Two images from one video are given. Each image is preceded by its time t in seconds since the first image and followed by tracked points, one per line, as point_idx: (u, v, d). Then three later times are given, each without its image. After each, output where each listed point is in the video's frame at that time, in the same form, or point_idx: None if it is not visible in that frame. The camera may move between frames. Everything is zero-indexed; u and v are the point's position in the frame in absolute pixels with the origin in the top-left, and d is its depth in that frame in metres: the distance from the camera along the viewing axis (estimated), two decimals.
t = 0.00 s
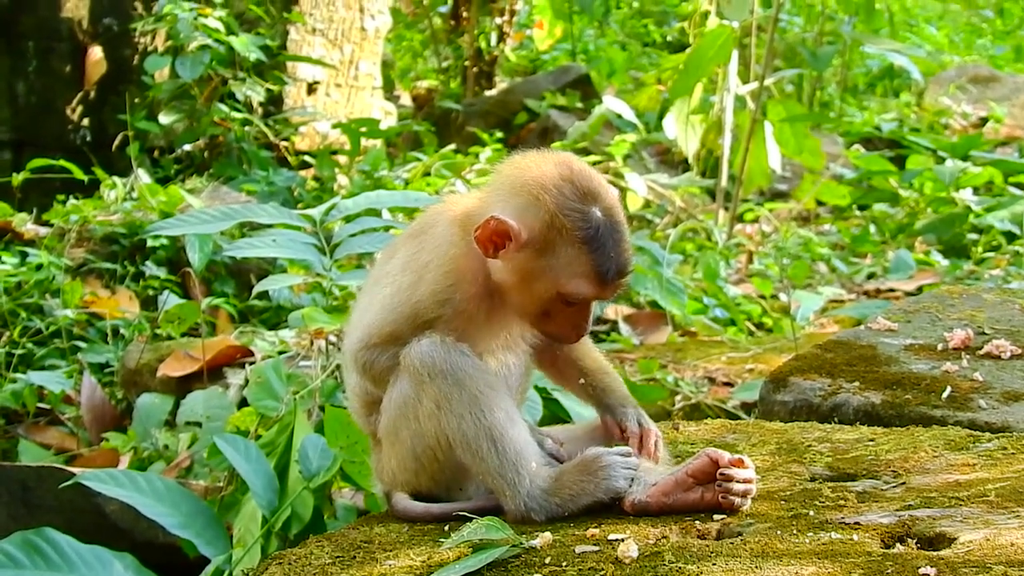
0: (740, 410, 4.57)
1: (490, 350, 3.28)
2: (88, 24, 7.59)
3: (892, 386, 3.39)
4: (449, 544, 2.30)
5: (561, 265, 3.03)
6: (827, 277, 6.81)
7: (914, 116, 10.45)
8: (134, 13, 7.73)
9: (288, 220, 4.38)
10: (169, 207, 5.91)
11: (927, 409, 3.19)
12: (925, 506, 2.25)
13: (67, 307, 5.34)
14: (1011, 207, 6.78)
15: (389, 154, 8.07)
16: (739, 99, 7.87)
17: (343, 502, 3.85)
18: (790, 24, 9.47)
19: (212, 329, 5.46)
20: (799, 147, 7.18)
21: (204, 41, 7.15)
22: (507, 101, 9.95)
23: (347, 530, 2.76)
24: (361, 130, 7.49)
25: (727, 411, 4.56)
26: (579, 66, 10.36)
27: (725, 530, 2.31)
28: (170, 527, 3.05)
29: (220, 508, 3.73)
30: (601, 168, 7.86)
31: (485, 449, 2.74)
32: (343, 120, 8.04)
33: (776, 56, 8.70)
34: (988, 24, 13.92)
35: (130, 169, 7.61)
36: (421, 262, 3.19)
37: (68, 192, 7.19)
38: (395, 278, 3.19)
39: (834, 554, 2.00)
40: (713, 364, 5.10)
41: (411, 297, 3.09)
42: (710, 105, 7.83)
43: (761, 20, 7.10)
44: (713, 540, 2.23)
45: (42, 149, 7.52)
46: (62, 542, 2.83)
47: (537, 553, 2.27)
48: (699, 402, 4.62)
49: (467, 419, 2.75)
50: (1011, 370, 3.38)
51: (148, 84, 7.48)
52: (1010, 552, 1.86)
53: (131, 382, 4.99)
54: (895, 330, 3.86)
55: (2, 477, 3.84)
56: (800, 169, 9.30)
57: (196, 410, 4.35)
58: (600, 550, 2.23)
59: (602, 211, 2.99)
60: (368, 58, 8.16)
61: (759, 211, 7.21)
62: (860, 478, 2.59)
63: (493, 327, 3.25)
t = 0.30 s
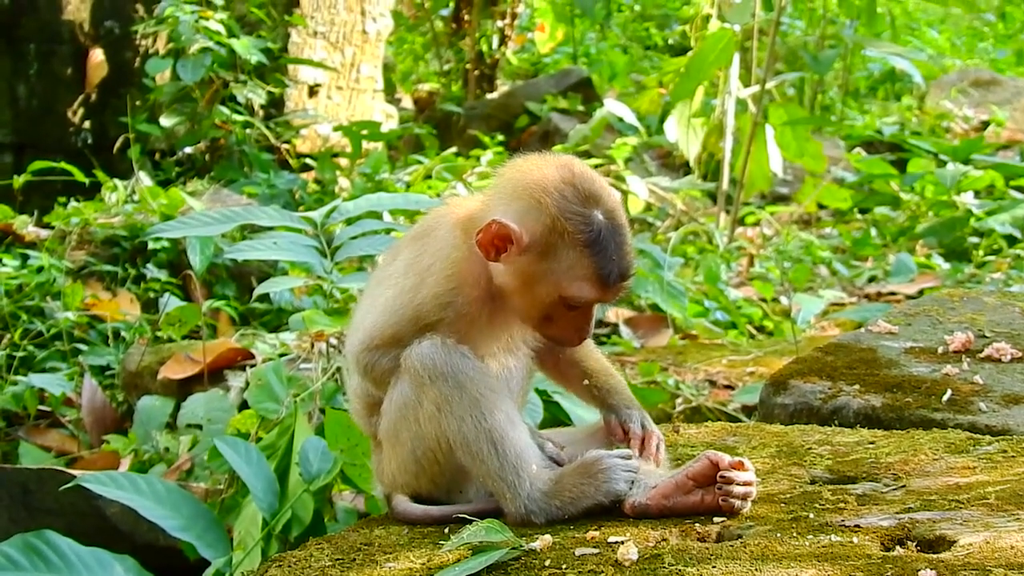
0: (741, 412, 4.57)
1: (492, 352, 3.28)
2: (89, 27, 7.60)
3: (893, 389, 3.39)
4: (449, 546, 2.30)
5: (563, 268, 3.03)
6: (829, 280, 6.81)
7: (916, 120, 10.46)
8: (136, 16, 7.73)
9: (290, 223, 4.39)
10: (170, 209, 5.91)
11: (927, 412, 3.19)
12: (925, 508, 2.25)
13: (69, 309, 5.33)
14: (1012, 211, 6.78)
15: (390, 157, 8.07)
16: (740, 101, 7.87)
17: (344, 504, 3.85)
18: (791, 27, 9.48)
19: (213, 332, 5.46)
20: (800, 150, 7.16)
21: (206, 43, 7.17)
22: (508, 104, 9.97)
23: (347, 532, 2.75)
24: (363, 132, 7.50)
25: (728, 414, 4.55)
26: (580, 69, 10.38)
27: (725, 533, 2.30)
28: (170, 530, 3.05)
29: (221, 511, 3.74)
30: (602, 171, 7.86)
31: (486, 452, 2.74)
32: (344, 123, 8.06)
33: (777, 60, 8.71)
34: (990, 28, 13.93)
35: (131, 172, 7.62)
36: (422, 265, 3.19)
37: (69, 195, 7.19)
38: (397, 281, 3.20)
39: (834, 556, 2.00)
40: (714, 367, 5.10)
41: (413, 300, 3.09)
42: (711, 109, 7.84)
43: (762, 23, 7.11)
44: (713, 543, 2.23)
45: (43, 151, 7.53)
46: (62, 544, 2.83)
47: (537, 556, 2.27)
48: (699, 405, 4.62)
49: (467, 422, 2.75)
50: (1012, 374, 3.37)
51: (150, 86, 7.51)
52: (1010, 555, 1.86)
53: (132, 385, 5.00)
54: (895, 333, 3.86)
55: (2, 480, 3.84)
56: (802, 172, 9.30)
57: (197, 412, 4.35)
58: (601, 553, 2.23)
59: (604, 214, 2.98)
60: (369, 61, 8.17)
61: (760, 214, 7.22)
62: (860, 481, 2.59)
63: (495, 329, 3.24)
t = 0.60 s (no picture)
0: (742, 414, 4.56)
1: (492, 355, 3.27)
2: (90, 29, 7.60)
3: (894, 391, 3.38)
4: (450, 549, 2.29)
5: (549, 275, 2.98)
6: (830, 282, 6.81)
7: (917, 121, 10.46)
8: (137, 18, 7.73)
9: (290, 225, 4.38)
10: (172, 211, 5.91)
11: (928, 414, 3.18)
12: (926, 511, 2.24)
13: (70, 312, 5.34)
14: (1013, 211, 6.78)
15: (391, 158, 8.08)
16: (741, 102, 7.86)
17: (345, 506, 3.85)
18: (792, 29, 9.48)
19: (214, 334, 5.47)
20: (801, 152, 7.16)
21: (207, 45, 7.17)
22: (509, 105, 9.98)
23: (348, 535, 2.75)
24: (364, 134, 7.50)
25: (729, 416, 4.55)
26: (581, 70, 10.39)
27: (725, 535, 2.30)
28: (171, 532, 3.05)
29: (222, 513, 3.74)
30: (603, 172, 7.86)
31: (487, 453, 2.74)
32: (345, 125, 8.07)
33: (778, 61, 8.71)
34: (991, 28, 13.92)
35: (132, 174, 7.62)
36: (422, 268, 3.20)
37: (70, 197, 7.20)
38: (397, 284, 3.20)
39: (835, 559, 1.99)
40: (715, 369, 5.09)
41: (412, 302, 3.10)
42: (712, 110, 7.84)
43: (764, 24, 7.09)
44: (714, 546, 2.22)
45: (44, 154, 7.54)
46: (63, 548, 2.82)
47: (537, 559, 2.26)
48: (701, 407, 4.61)
49: (468, 423, 2.75)
50: (1013, 376, 3.37)
51: (151, 89, 7.52)
52: (1010, 558, 1.85)
53: (133, 388, 5.00)
54: (896, 335, 3.85)
55: (3, 483, 3.84)
56: (803, 173, 9.30)
57: (197, 415, 4.34)
58: (601, 556, 2.23)
59: (589, 222, 2.91)
60: (370, 63, 8.18)
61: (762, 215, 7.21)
62: (861, 483, 2.59)
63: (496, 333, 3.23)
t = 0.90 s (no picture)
0: (742, 417, 4.56)
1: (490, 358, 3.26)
2: (91, 31, 7.60)
3: (894, 394, 3.39)
4: (450, 551, 2.30)
5: (536, 289, 2.93)
6: (831, 285, 6.81)
7: (917, 125, 10.47)
8: (137, 21, 7.74)
9: (291, 227, 4.39)
10: (172, 214, 5.92)
11: (928, 417, 3.19)
12: (926, 513, 2.25)
13: (70, 314, 5.34)
14: (1013, 215, 6.79)
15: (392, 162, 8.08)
16: (742, 106, 7.87)
17: (345, 508, 3.86)
18: (792, 32, 9.49)
19: (215, 336, 5.47)
20: (802, 156, 7.20)
21: (207, 48, 7.17)
22: (510, 109, 10.00)
23: (348, 536, 2.75)
24: (364, 137, 7.52)
25: (729, 418, 4.55)
26: (581, 74, 10.41)
27: (725, 537, 2.30)
28: (172, 534, 3.05)
29: (222, 515, 3.74)
30: (603, 175, 7.87)
31: (486, 456, 2.74)
32: (346, 128, 8.08)
33: (779, 65, 8.72)
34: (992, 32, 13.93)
35: (132, 177, 7.63)
36: (418, 275, 3.20)
37: (70, 200, 7.20)
38: (393, 290, 3.21)
39: (835, 561, 1.99)
40: (715, 372, 5.09)
41: (407, 310, 3.10)
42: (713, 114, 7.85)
43: (764, 28, 7.10)
44: (713, 547, 2.23)
45: (45, 156, 7.54)
46: (63, 549, 2.82)
47: (538, 560, 2.26)
48: (701, 410, 4.62)
49: (466, 427, 2.75)
50: (1013, 378, 3.37)
51: (151, 91, 7.56)
52: (1009, 559, 1.85)
53: (134, 390, 5.00)
54: (896, 338, 3.86)
55: (4, 485, 3.85)
56: (803, 177, 9.30)
57: (198, 417, 4.34)
58: (601, 557, 2.23)
59: (569, 236, 2.85)
60: (371, 65, 8.20)
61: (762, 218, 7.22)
62: (861, 485, 2.59)
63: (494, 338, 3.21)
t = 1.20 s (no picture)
0: (743, 419, 4.56)
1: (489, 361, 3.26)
2: (91, 33, 7.61)
3: (896, 395, 3.39)
4: (453, 551, 2.30)
5: (531, 296, 2.93)
6: (831, 287, 6.81)
7: (916, 126, 10.49)
8: (137, 23, 7.71)
9: (291, 229, 4.39)
10: (172, 216, 5.92)
11: (930, 417, 3.20)
12: (929, 513, 2.25)
13: (70, 316, 5.35)
14: (1012, 217, 6.79)
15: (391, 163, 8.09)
16: (741, 108, 7.87)
17: (346, 510, 3.86)
18: (792, 34, 9.49)
19: (215, 338, 5.47)
20: (801, 157, 7.19)
21: (207, 50, 7.17)
22: (509, 111, 10.00)
23: (351, 538, 2.76)
24: (364, 139, 7.52)
25: (730, 419, 4.55)
26: (581, 76, 10.42)
27: (728, 538, 2.30)
28: (173, 536, 3.05)
29: (223, 517, 3.74)
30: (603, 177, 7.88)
31: (488, 458, 2.74)
32: (346, 130, 8.09)
33: (778, 66, 8.73)
34: (991, 34, 13.95)
35: (132, 179, 7.63)
36: (416, 280, 3.20)
37: (70, 202, 7.20)
38: (392, 296, 3.21)
39: (837, 561, 2.00)
40: (716, 373, 5.09)
41: (404, 315, 3.10)
42: (713, 116, 7.86)
43: (764, 30, 7.10)
44: (716, 548, 2.23)
45: (45, 159, 7.55)
46: (64, 550, 2.82)
47: (541, 561, 2.27)
48: (702, 411, 4.62)
49: (467, 429, 2.75)
50: (1014, 379, 3.37)
51: (151, 93, 7.55)
52: (1012, 560, 1.86)
53: (134, 392, 5.00)
54: (897, 339, 3.86)
55: (5, 487, 3.85)
56: (802, 178, 9.30)
57: (199, 418, 4.33)
58: (604, 558, 2.23)
59: (564, 243, 2.85)
60: (371, 67, 8.21)
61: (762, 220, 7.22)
62: (863, 486, 2.59)
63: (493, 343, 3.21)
